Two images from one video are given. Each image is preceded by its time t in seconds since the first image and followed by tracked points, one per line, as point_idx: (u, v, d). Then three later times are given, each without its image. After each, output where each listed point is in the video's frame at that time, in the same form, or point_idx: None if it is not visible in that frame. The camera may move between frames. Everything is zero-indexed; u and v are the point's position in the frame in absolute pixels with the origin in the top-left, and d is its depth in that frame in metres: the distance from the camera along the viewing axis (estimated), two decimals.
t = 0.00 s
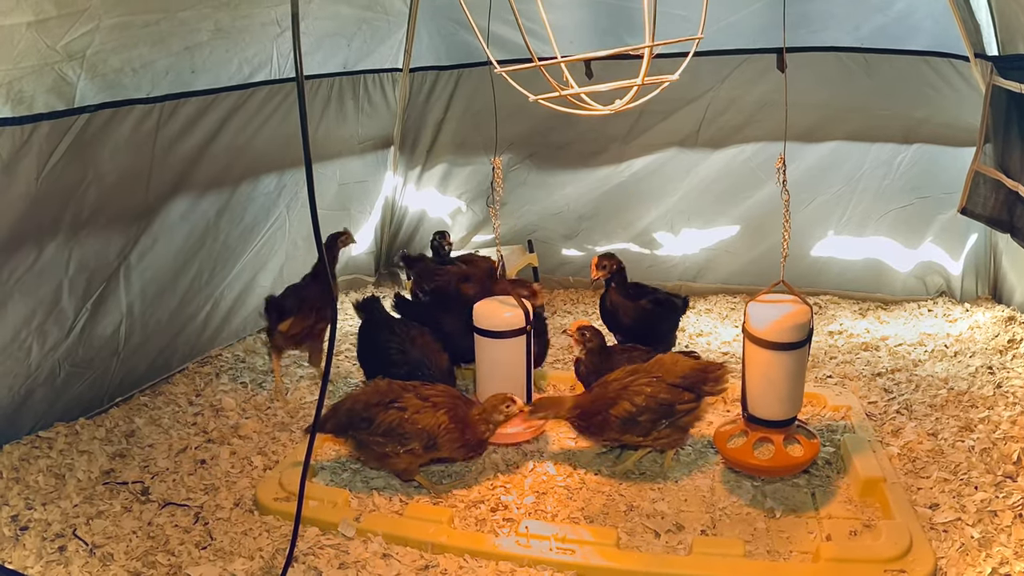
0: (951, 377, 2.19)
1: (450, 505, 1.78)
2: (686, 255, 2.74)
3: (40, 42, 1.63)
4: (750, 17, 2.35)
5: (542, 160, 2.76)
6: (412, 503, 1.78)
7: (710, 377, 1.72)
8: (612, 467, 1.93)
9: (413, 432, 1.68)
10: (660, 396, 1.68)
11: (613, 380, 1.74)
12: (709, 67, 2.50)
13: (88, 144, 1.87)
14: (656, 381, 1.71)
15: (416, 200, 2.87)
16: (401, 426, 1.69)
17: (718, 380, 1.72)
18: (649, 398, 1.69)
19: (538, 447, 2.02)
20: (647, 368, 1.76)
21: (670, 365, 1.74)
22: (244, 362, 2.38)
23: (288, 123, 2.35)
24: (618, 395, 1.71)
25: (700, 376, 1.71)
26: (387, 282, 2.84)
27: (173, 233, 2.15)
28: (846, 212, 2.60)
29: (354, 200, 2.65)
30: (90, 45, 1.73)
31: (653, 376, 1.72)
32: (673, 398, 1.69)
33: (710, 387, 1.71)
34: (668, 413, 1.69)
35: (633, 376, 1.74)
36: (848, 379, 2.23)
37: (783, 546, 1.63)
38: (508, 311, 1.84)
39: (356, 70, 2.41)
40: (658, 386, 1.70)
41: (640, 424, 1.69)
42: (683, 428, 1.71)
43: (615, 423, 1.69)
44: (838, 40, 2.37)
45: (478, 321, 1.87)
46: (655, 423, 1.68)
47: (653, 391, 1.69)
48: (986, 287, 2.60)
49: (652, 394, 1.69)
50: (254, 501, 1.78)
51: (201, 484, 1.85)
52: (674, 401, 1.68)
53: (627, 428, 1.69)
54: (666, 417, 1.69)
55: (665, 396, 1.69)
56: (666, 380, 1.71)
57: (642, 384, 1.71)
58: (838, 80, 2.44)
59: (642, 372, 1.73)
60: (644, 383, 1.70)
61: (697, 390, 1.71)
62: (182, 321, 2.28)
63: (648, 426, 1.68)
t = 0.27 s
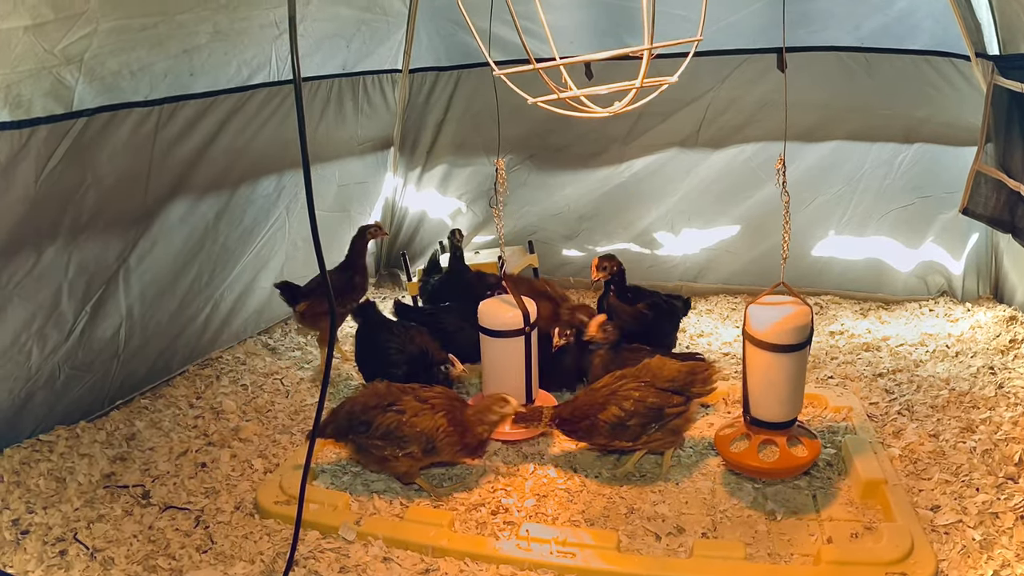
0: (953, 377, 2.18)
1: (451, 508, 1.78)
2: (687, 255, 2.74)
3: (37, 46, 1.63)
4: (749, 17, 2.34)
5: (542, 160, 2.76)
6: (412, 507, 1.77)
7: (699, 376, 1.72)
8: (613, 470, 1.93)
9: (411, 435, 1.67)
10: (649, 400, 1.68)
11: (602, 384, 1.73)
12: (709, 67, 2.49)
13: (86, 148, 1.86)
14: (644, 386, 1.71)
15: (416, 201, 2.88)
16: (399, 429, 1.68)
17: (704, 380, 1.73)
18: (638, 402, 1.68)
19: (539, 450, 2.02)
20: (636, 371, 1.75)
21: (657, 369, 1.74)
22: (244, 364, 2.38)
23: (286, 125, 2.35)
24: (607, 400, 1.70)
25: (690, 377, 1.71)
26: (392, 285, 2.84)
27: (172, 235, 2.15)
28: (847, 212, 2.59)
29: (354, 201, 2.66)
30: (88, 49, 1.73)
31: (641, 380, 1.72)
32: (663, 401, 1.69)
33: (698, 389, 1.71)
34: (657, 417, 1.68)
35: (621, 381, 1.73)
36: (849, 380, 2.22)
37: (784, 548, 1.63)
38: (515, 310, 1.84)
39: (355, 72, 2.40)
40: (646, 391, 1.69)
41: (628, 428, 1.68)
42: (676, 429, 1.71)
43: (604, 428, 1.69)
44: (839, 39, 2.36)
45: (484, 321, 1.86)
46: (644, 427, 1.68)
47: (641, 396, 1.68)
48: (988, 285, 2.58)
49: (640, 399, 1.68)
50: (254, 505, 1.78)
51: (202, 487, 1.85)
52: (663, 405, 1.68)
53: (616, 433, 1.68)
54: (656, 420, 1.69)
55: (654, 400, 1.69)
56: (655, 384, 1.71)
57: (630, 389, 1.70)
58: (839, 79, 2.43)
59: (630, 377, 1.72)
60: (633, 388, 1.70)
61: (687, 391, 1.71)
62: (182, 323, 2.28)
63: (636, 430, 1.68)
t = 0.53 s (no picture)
0: (955, 386, 2.18)
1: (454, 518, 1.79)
2: (690, 260, 2.73)
3: (39, 56, 1.63)
4: (753, 24, 2.34)
5: (545, 166, 2.76)
6: (416, 516, 1.77)
7: (718, 401, 1.74)
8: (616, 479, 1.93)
9: (406, 446, 1.68)
10: (671, 421, 1.70)
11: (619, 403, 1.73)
12: (713, 73, 2.48)
13: (89, 157, 1.86)
14: (665, 407, 1.72)
15: (420, 206, 2.88)
16: (395, 441, 1.68)
17: (723, 403, 1.74)
18: (658, 422, 1.69)
19: (542, 457, 2.02)
20: (656, 393, 1.77)
21: (676, 393, 1.75)
22: (247, 370, 2.38)
23: (290, 132, 2.35)
24: (626, 420, 1.70)
25: (710, 399, 1.74)
26: (398, 289, 2.86)
27: (174, 243, 2.14)
28: (851, 219, 2.59)
29: (357, 207, 2.65)
30: (89, 59, 1.73)
31: (663, 401, 1.73)
32: (682, 423, 1.71)
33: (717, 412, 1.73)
34: (677, 438, 1.69)
35: (641, 400, 1.75)
36: (852, 389, 2.22)
37: (786, 559, 1.63)
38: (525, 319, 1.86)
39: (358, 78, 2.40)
40: (666, 412, 1.71)
41: (646, 447, 1.68)
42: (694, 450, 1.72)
43: (623, 448, 1.68)
44: (843, 47, 2.36)
45: (494, 328, 1.89)
46: (662, 447, 1.69)
47: (662, 416, 1.70)
48: (990, 292, 2.58)
49: (661, 420, 1.69)
50: (258, 514, 1.78)
51: (205, 495, 1.85)
52: (683, 425, 1.70)
53: (635, 453, 1.67)
54: (675, 442, 1.70)
55: (672, 421, 1.71)
56: (675, 407, 1.73)
57: (651, 409, 1.72)
58: (844, 87, 2.42)
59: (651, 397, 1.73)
60: (653, 408, 1.71)
61: (707, 416, 1.73)
62: (184, 328, 2.28)
63: (655, 450, 1.68)
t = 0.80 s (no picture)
0: (954, 386, 2.18)
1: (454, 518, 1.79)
2: (689, 260, 2.74)
3: (39, 58, 1.63)
4: (752, 25, 2.34)
5: (545, 166, 2.76)
6: (415, 517, 1.78)
7: (718, 413, 1.71)
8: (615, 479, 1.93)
9: (406, 445, 1.68)
10: (671, 429, 1.66)
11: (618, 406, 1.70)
12: (712, 73, 2.48)
13: (89, 158, 1.86)
14: (668, 416, 1.69)
15: (420, 206, 2.86)
16: (394, 440, 1.69)
17: (724, 414, 1.72)
18: (658, 429, 1.66)
19: (543, 458, 2.02)
20: (657, 400, 1.74)
21: (680, 401, 1.72)
22: (247, 370, 2.38)
23: (290, 133, 2.35)
24: (626, 423, 1.67)
25: (710, 412, 1.71)
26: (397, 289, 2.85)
27: (174, 243, 2.15)
28: (850, 219, 2.59)
29: (355, 207, 2.65)
30: (89, 61, 1.73)
31: (665, 409, 1.70)
32: (680, 432, 1.67)
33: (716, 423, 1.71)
34: (673, 447, 1.66)
35: (642, 406, 1.71)
36: (852, 389, 2.22)
37: (785, 559, 1.63)
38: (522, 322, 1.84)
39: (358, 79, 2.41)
40: (667, 419, 1.67)
41: (642, 453, 1.65)
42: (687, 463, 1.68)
43: (618, 450, 1.65)
44: (843, 48, 2.36)
45: (494, 329, 1.88)
46: (659, 454, 1.65)
47: (663, 423, 1.66)
48: (990, 292, 2.58)
49: (662, 427, 1.66)
50: (258, 514, 1.78)
51: (205, 495, 1.85)
52: (680, 436, 1.67)
53: (630, 457, 1.64)
54: (671, 451, 1.67)
55: (672, 430, 1.67)
56: (677, 416, 1.69)
57: (651, 415, 1.68)
58: (843, 87, 2.42)
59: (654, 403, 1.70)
60: (654, 414, 1.67)
61: (704, 429, 1.70)
62: (185, 329, 2.28)
63: (651, 455, 1.65)
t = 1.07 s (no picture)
0: (955, 383, 2.18)
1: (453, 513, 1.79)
2: (690, 257, 2.74)
3: (40, 53, 1.62)
4: (752, 22, 2.34)
5: (545, 163, 2.76)
6: (415, 512, 1.78)
7: (701, 419, 1.63)
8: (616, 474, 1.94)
9: (407, 440, 1.68)
10: (647, 431, 1.61)
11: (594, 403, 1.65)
12: (712, 70, 2.49)
13: (89, 154, 1.87)
14: (649, 417, 1.63)
15: (421, 203, 2.89)
16: (394, 435, 1.69)
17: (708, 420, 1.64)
18: (635, 429, 1.62)
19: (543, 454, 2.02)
20: (641, 400, 1.68)
21: (664, 403, 1.65)
22: (248, 367, 2.39)
23: (288, 130, 2.37)
24: (602, 421, 1.63)
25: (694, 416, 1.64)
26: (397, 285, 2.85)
27: (174, 240, 2.15)
28: (850, 216, 2.59)
29: (357, 204, 2.68)
30: (90, 56, 1.73)
31: (646, 410, 1.64)
32: (658, 435, 1.62)
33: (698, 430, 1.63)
34: (648, 449, 1.61)
35: (622, 405, 1.67)
36: (852, 385, 2.22)
37: (785, 554, 1.63)
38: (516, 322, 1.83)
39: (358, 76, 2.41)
40: (644, 420, 1.62)
41: (614, 453, 1.61)
42: (656, 470, 1.63)
43: (591, 447, 1.62)
44: (843, 44, 2.36)
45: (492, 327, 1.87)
46: (631, 456, 1.61)
47: (641, 424, 1.62)
48: (991, 289, 2.58)
49: (638, 428, 1.61)
50: (258, 509, 1.78)
51: (206, 491, 1.85)
52: (657, 440, 1.62)
53: (601, 455, 1.61)
54: (645, 454, 1.62)
55: (650, 432, 1.62)
56: (658, 419, 1.63)
57: (628, 414, 1.64)
58: (843, 84, 2.42)
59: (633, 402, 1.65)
60: (630, 412, 1.63)
61: (686, 435, 1.64)
62: (186, 325, 2.29)
63: (623, 456, 1.61)
